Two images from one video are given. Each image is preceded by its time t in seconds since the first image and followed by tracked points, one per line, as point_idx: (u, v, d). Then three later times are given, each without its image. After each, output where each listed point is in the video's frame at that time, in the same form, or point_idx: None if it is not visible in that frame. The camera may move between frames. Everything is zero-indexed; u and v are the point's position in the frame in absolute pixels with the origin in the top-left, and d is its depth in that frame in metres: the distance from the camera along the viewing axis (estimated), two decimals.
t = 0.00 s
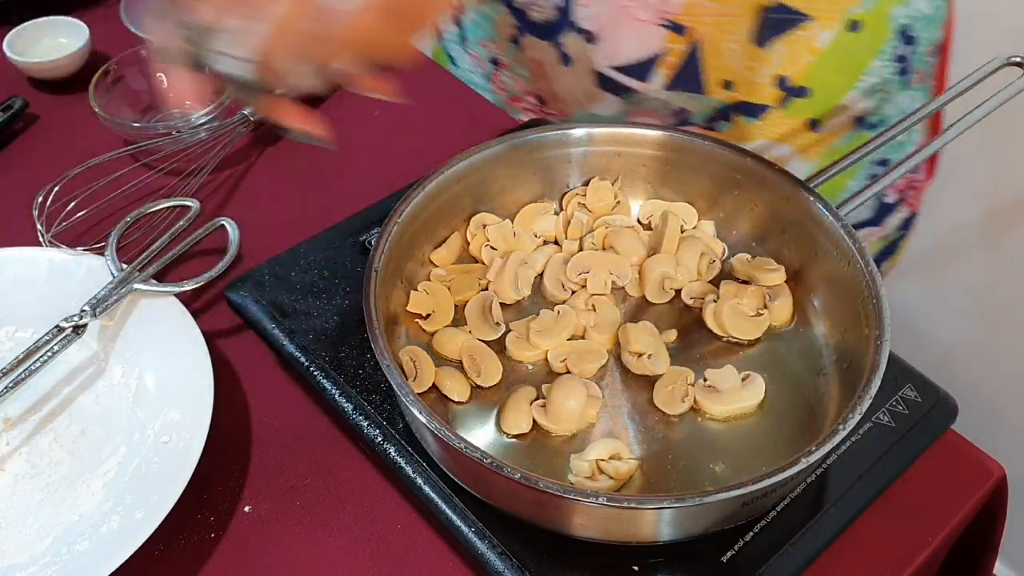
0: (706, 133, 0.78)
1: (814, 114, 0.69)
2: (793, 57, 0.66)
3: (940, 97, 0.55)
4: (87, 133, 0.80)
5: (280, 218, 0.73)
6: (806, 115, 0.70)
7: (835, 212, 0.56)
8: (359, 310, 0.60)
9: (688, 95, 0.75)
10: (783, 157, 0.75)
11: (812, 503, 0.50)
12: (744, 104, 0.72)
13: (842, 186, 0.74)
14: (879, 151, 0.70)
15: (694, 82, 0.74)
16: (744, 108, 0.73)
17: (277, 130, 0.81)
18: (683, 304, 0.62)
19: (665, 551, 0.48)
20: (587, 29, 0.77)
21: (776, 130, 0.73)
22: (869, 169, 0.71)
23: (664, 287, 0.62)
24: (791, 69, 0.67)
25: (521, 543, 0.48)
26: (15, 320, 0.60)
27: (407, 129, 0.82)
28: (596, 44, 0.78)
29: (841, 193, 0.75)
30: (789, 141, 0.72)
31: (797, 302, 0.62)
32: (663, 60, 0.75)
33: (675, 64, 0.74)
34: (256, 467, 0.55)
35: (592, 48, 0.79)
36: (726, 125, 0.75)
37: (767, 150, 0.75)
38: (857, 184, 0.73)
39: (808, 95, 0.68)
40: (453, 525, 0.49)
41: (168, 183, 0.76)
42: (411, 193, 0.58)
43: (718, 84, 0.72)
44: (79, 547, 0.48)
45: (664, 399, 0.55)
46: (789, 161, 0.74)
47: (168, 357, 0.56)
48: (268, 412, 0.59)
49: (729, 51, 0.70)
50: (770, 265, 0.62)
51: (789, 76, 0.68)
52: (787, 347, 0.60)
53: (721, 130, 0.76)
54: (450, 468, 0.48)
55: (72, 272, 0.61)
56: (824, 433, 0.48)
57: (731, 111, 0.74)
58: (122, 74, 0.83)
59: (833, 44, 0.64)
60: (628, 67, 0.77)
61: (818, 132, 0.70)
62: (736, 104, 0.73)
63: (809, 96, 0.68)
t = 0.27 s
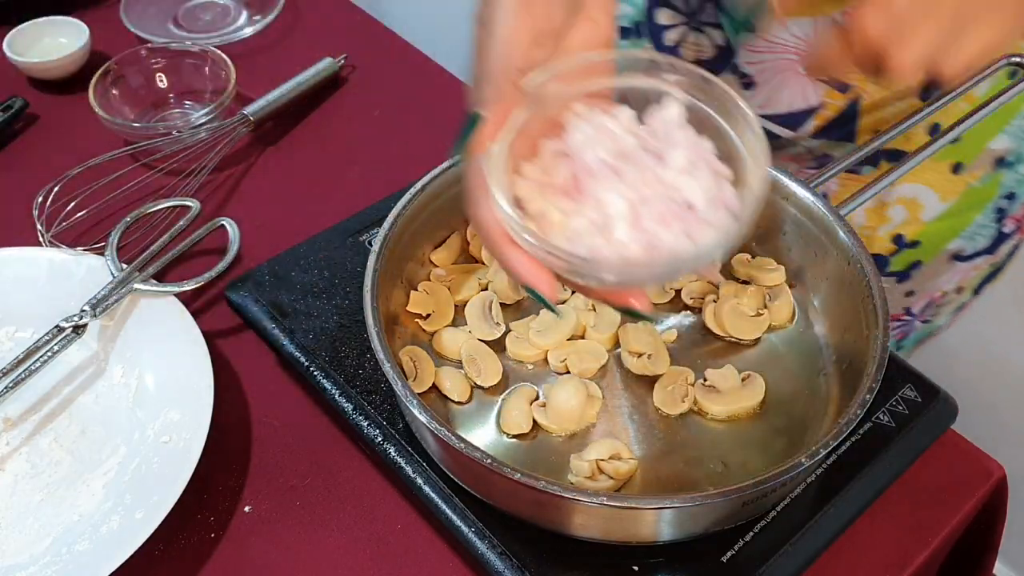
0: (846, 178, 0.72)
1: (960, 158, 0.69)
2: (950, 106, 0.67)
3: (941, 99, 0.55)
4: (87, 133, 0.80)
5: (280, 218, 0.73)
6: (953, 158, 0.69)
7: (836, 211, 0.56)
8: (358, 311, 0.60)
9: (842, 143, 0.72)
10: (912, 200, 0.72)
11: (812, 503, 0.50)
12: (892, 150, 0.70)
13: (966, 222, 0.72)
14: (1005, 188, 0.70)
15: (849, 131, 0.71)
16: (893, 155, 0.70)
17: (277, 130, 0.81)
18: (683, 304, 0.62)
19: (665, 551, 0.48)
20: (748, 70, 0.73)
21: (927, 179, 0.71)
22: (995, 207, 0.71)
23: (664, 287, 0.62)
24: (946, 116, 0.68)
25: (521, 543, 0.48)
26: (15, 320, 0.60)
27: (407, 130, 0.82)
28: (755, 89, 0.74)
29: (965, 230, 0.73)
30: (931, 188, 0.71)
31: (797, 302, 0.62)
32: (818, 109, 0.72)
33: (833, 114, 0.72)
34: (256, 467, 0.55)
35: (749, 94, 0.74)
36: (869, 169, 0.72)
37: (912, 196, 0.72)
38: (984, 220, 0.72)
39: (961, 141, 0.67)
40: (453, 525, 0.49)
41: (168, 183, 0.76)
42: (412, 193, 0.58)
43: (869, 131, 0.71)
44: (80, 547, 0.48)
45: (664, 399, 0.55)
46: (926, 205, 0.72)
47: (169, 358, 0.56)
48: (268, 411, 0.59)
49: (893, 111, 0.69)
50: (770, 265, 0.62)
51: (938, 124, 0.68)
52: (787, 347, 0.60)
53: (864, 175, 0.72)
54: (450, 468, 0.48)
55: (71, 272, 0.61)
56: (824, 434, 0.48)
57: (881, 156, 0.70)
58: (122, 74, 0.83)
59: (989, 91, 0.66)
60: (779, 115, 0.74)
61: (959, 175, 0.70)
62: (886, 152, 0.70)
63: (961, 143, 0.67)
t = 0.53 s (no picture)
0: (897, 197, 0.69)
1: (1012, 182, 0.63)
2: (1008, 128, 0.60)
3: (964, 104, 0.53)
4: (86, 133, 0.80)
5: (280, 218, 0.73)
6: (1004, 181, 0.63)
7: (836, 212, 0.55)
8: (359, 311, 0.60)
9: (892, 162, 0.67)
10: (959, 222, 0.67)
11: (812, 503, 0.50)
12: (946, 174, 0.65)
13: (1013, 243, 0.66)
14: None
15: (903, 147, 0.65)
16: (947, 177, 0.65)
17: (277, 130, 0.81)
18: (683, 303, 0.62)
19: (666, 551, 0.48)
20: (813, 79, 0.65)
21: (976, 200, 0.65)
22: None
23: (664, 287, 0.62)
24: (1002, 140, 0.61)
25: (521, 543, 0.48)
26: (14, 320, 0.60)
27: (407, 130, 0.82)
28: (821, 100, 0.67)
29: (1008, 249, 0.66)
30: (982, 211, 0.66)
31: (797, 302, 0.62)
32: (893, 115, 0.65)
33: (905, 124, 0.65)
34: (256, 466, 0.55)
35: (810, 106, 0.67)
36: (920, 189, 0.67)
37: (962, 219, 0.67)
38: None
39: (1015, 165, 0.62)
40: (453, 525, 0.49)
41: (168, 183, 0.76)
42: (412, 193, 0.58)
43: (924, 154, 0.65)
44: (79, 547, 0.48)
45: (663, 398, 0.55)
46: (975, 228, 0.67)
47: (168, 358, 0.56)
48: (267, 411, 0.58)
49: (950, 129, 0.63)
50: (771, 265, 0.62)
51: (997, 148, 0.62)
52: (787, 347, 0.60)
53: (913, 196, 0.68)
54: (450, 468, 0.48)
55: (71, 272, 0.61)
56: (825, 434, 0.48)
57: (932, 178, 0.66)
58: (121, 74, 0.83)
59: None
60: (840, 132, 0.68)
61: (1010, 199, 0.64)
62: (939, 174, 0.66)
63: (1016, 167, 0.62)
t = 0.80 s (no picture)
0: (882, 203, 0.68)
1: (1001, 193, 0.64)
2: (996, 137, 0.60)
3: (972, 111, 0.52)
4: (86, 133, 0.80)
5: (280, 219, 0.73)
6: (995, 195, 0.64)
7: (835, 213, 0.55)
8: (358, 311, 0.60)
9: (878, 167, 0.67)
10: (949, 233, 0.67)
11: (812, 503, 0.50)
12: (932, 178, 0.64)
13: (1002, 257, 0.68)
14: None
15: (892, 153, 0.65)
16: (933, 181, 0.64)
17: (277, 130, 0.81)
18: (683, 304, 0.62)
19: (665, 551, 0.48)
20: (795, 81, 0.66)
21: (964, 210, 0.65)
22: None
23: (664, 287, 0.62)
24: (991, 147, 0.61)
25: (521, 543, 0.48)
26: (15, 320, 0.60)
27: (407, 130, 0.82)
28: (801, 101, 0.66)
29: (1000, 268, 0.69)
30: (971, 221, 0.66)
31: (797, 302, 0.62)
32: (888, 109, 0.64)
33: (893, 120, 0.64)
34: (256, 467, 0.55)
35: (793, 106, 0.67)
36: (906, 195, 0.66)
37: (950, 227, 0.66)
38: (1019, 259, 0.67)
39: (1003, 174, 0.62)
40: (453, 525, 0.49)
41: (168, 183, 0.76)
42: (411, 193, 0.58)
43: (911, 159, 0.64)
44: (79, 547, 0.48)
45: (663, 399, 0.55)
46: (963, 239, 0.67)
47: (168, 358, 0.56)
48: (268, 412, 0.59)
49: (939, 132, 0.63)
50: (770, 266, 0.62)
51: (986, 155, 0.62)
52: (786, 347, 0.60)
53: (900, 202, 0.67)
54: (450, 468, 0.48)
55: (71, 272, 0.61)
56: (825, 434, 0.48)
57: (916, 183, 0.65)
58: (122, 74, 0.83)
59: None
60: (828, 133, 0.67)
61: (999, 212, 0.65)
62: (925, 177, 0.64)
63: (1004, 175, 0.62)
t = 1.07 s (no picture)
0: (874, 205, 0.69)
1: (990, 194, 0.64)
2: (982, 138, 0.61)
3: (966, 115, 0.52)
4: (86, 133, 0.80)
5: (280, 219, 0.73)
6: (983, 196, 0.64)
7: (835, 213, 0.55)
8: (358, 311, 0.60)
9: (867, 169, 0.67)
10: (938, 234, 0.67)
11: (812, 503, 0.50)
12: (919, 178, 0.65)
13: (994, 262, 0.67)
14: None
15: (881, 159, 0.65)
16: (921, 182, 0.65)
17: (277, 130, 0.81)
18: (683, 303, 0.62)
19: (665, 551, 0.48)
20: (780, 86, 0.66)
21: (953, 212, 0.65)
22: None
23: (664, 287, 0.62)
24: (978, 149, 0.61)
25: (521, 543, 0.48)
26: (15, 320, 0.60)
27: (407, 130, 0.82)
28: (787, 105, 0.67)
29: (992, 270, 0.68)
30: (960, 223, 0.66)
31: (797, 302, 0.62)
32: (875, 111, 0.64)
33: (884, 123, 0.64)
34: (256, 467, 0.55)
35: (779, 110, 0.68)
36: (896, 196, 0.67)
37: (938, 229, 0.67)
38: (1012, 261, 0.67)
39: (991, 176, 0.62)
40: (453, 525, 0.49)
41: (168, 183, 0.76)
42: (411, 193, 0.57)
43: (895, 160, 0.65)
44: (79, 547, 0.48)
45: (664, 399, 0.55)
46: (952, 241, 0.67)
47: (168, 358, 0.56)
48: (268, 412, 0.59)
49: (922, 140, 0.63)
50: (770, 265, 0.62)
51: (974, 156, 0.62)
52: (785, 347, 0.60)
53: (889, 203, 0.68)
54: (450, 468, 0.48)
55: (71, 272, 0.61)
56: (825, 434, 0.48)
57: (905, 183, 0.66)
58: (121, 74, 0.83)
59: None
60: (814, 137, 0.67)
61: (989, 215, 0.65)
62: (913, 179, 0.65)
63: (992, 177, 0.62)
